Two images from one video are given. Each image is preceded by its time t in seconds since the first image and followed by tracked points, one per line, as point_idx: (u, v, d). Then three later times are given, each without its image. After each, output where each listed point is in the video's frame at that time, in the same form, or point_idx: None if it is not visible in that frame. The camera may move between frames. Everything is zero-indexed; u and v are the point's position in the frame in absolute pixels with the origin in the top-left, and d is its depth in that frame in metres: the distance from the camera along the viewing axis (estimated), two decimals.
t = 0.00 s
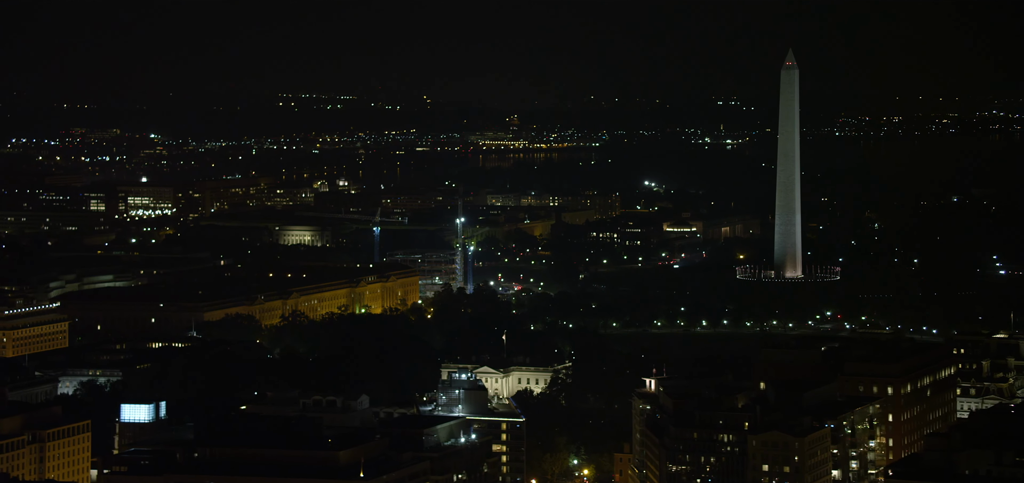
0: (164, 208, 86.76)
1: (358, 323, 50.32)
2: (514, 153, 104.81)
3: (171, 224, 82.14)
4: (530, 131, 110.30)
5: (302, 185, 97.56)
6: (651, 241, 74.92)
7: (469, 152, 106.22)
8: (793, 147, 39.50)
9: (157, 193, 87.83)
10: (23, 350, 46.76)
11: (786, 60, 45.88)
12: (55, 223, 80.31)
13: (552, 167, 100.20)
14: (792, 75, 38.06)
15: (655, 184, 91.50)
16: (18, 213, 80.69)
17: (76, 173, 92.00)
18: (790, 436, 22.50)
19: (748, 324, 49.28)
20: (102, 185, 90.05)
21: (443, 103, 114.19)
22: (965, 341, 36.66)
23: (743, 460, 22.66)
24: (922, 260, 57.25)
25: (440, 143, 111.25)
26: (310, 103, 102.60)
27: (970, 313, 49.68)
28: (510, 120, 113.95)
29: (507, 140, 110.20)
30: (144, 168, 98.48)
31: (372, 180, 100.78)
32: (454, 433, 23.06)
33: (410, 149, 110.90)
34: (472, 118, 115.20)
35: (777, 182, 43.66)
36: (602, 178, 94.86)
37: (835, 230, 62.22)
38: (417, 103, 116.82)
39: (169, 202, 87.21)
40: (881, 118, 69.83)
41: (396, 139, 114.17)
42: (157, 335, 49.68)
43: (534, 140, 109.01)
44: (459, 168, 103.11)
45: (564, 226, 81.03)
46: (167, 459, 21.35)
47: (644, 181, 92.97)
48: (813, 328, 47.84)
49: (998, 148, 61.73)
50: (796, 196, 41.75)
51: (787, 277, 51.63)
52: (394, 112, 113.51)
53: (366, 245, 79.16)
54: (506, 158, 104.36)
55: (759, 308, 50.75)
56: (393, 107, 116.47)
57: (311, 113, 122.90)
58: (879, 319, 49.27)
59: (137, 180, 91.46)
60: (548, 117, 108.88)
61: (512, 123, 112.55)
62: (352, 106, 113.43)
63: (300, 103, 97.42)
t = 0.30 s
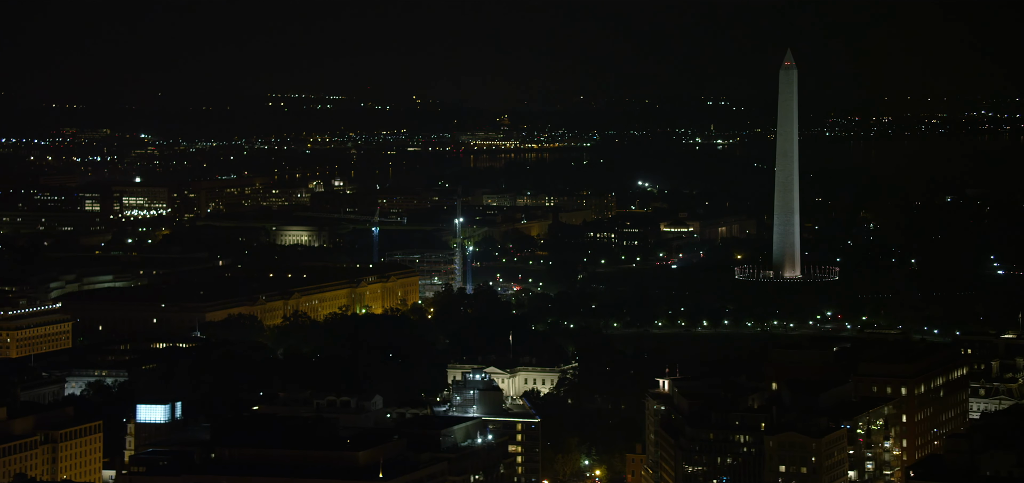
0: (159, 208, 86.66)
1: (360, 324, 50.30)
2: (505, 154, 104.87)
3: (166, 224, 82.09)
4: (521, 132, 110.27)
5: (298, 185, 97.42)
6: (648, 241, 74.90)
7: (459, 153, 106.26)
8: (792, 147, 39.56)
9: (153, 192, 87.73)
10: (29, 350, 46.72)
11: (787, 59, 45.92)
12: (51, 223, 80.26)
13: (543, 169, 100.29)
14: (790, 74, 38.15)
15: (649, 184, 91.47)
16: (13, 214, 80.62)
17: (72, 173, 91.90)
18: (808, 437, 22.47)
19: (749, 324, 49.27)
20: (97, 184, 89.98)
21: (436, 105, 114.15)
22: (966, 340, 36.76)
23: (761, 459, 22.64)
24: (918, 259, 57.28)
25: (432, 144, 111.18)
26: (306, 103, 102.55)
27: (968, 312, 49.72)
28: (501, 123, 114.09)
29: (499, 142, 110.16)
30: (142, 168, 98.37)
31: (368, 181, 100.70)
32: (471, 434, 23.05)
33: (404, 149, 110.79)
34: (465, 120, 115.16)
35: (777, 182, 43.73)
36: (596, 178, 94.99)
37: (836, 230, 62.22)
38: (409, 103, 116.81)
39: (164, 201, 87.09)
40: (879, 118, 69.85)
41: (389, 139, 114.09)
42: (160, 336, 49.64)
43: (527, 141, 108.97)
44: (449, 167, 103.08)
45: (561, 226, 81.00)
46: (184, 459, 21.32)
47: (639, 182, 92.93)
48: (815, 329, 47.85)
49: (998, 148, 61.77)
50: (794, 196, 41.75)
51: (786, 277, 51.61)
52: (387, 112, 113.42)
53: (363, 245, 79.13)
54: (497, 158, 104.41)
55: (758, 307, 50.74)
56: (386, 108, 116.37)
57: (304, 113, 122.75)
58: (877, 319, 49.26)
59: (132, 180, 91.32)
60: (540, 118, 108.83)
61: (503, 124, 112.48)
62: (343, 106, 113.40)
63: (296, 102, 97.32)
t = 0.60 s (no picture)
0: (154, 208, 86.48)
1: (362, 324, 50.26)
2: (496, 154, 104.64)
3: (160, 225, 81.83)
4: (510, 131, 110.01)
5: (293, 184, 97.22)
6: (646, 241, 74.87)
7: (449, 152, 106.06)
8: (790, 149, 39.46)
9: (147, 193, 87.52)
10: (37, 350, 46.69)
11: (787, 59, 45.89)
12: (46, 223, 80.20)
13: (534, 168, 100.11)
14: (788, 74, 38.11)
15: (642, 185, 91.42)
16: (9, 214, 80.56)
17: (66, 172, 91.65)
18: (826, 438, 22.47)
19: (750, 324, 49.22)
20: (91, 185, 89.74)
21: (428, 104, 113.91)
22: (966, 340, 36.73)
23: (777, 459, 22.63)
24: (917, 259, 57.25)
25: (423, 142, 110.98)
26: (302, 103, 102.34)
27: (969, 311, 49.69)
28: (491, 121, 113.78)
29: (489, 140, 110.04)
30: (138, 168, 98.21)
31: (363, 180, 100.51)
32: (488, 435, 23.01)
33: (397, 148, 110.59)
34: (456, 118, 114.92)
35: (776, 182, 43.67)
36: (590, 179, 94.78)
37: (837, 230, 62.21)
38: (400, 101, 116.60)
39: (158, 202, 86.92)
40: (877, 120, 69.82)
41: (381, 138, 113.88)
42: (162, 336, 49.60)
43: (517, 140, 108.73)
44: (441, 166, 102.82)
45: (558, 227, 80.92)
46: (201, 461, 21.30)
47: (632, 182, 92.85)
48: (817, 329, 47.83)
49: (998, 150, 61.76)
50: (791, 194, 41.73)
51: (783, 276, 51.59)
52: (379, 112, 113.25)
53: (361, 245, 79.04)
54: (488, 158, 104.23)
55: (760, 307, 50.70)
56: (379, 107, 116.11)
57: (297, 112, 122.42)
58: (878, 319, 49.21)
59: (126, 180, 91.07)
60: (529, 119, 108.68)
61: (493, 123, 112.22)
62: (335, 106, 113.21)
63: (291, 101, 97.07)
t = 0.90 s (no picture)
0: (146, 208, 86.30)
1: (360, 324, 50.20)
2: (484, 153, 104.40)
3: (152, 225, 81.69)
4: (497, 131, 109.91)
5: (285, 185, 97.06)
6: (640, 241, 74.83)
7: (437, 152, 105.95)
8: (786, 149, 39.37)
9: (137, 193, 87.33)
10: (39, 350, 46.60)
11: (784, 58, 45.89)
12: (39, 224, 80.06)
13: (524, 168, 100.03)
14: (784, 74, 38.07)
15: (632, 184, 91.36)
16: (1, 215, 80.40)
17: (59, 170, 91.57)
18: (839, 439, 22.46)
19: (747, 324, 49.18)
20: (83, 185, 89.67)
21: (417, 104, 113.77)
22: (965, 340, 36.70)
23: (792, 460, 22.61)
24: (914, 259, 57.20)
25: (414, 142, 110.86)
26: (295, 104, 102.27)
27: (967, 311, 49.71)
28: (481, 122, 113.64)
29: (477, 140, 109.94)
30: (131, 169, 98.05)
31: (355, 181, 100.37)
32: (501, 436, 23.01)
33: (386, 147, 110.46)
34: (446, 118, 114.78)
35: (771, 182, 43.61)
36: (580, 179, 94.68)
37: (836, 230, 62.22)
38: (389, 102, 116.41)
39: (150, 202, 86.74)
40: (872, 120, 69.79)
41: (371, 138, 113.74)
42: (161, 336, 49.53)
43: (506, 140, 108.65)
44: (430, 165, 102.69)
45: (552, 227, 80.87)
46: (215, 462, 21.29)
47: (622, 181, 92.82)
48: (816, 330, 47.83)
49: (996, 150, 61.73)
50: (786, 195, 41.68)
51: (779, 276, 51.56)
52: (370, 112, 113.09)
53: (355, 246, 78.94)
54: (476, 159, 104.15)
55: (758, 304, 50.66)
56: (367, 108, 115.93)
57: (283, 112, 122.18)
58: (874, 319, 49.19)
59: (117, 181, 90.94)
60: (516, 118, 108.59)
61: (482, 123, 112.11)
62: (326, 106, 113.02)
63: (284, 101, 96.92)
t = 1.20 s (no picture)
0: (137, 208, 86.00)
1: (358, 325, 50.14)
2: (471, 153, 104.27)
3: (144, 226, 81.45)
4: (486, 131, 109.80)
5: (277, 185, 96.75)
6: (634, 241, 74.78)
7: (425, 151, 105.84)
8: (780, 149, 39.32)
9: (128, 193, 86.96)
10: (39, 351, 46.43)
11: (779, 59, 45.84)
12: (31, 224, 79.83)
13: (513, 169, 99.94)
14: (778, 75, 38.02)
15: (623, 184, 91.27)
16: None
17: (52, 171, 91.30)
18: (852, 441, 22.41)
19: (744, 324, 49.14)
20: (73, 185, 89.16)
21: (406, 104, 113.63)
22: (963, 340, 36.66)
23: (805, 462, 22.56)
24: (906, 258, 57.19)
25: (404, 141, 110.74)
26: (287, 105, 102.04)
27: (965, 309, 49.72)
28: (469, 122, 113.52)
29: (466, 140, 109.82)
30: (124, 168, 97.77)
31: (347, 181, 100.13)
32: (514, 437, 23.00)
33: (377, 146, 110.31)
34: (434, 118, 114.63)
35: (765, 182, 43.56)
36: (568, 179, 94.49)
37: (834, 230, 62.23)
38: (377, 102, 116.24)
39: (141, 202, 86.44)
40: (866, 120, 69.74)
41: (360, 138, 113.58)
42: (159, 337, 49.43)
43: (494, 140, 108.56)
44: (419, 165, 102.45)
45: (545, 226, 80.76)
46: (230, 464, 21.24)
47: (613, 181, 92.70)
48: (813, 330, 47.83)
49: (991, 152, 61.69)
50: (780, 195, 41.62)
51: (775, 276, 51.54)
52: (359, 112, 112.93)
53: (349, 245, 78.80)
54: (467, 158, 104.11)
55: (755, 304, 50.63)
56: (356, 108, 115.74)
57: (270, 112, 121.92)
58: (871, 319, 49.14)
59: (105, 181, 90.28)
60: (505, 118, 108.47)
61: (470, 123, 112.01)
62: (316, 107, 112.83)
63: (275, 101, 96.60)
